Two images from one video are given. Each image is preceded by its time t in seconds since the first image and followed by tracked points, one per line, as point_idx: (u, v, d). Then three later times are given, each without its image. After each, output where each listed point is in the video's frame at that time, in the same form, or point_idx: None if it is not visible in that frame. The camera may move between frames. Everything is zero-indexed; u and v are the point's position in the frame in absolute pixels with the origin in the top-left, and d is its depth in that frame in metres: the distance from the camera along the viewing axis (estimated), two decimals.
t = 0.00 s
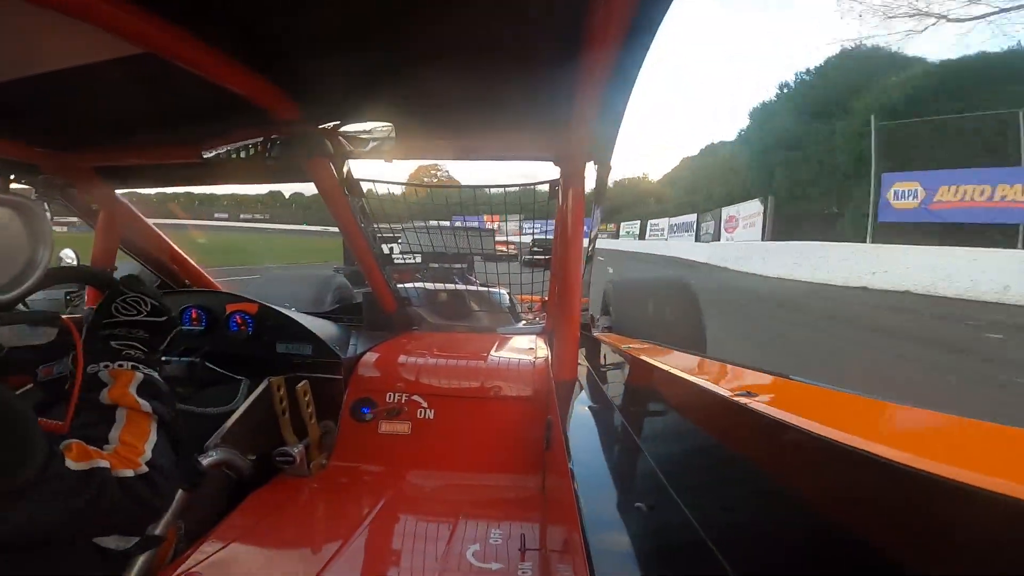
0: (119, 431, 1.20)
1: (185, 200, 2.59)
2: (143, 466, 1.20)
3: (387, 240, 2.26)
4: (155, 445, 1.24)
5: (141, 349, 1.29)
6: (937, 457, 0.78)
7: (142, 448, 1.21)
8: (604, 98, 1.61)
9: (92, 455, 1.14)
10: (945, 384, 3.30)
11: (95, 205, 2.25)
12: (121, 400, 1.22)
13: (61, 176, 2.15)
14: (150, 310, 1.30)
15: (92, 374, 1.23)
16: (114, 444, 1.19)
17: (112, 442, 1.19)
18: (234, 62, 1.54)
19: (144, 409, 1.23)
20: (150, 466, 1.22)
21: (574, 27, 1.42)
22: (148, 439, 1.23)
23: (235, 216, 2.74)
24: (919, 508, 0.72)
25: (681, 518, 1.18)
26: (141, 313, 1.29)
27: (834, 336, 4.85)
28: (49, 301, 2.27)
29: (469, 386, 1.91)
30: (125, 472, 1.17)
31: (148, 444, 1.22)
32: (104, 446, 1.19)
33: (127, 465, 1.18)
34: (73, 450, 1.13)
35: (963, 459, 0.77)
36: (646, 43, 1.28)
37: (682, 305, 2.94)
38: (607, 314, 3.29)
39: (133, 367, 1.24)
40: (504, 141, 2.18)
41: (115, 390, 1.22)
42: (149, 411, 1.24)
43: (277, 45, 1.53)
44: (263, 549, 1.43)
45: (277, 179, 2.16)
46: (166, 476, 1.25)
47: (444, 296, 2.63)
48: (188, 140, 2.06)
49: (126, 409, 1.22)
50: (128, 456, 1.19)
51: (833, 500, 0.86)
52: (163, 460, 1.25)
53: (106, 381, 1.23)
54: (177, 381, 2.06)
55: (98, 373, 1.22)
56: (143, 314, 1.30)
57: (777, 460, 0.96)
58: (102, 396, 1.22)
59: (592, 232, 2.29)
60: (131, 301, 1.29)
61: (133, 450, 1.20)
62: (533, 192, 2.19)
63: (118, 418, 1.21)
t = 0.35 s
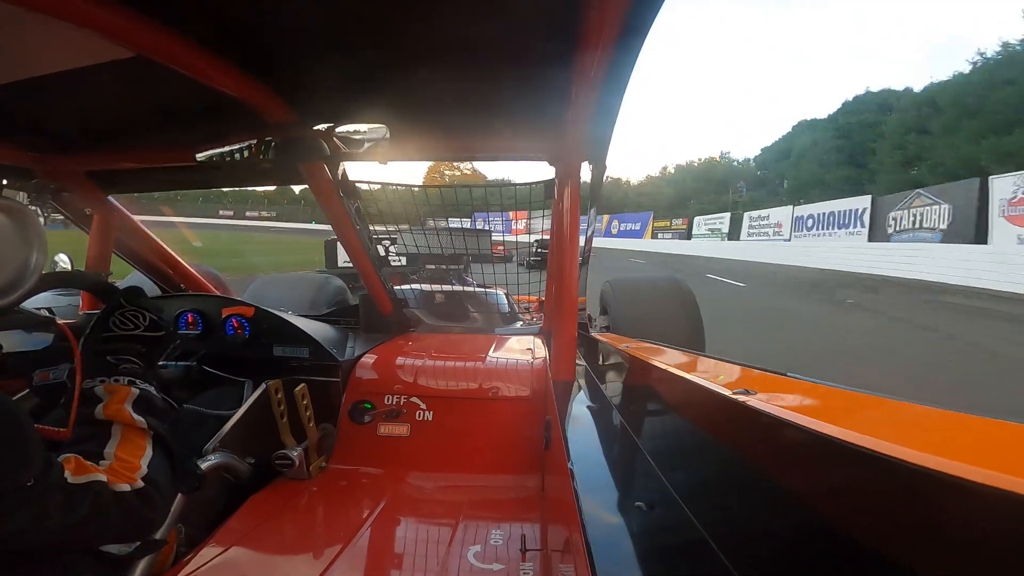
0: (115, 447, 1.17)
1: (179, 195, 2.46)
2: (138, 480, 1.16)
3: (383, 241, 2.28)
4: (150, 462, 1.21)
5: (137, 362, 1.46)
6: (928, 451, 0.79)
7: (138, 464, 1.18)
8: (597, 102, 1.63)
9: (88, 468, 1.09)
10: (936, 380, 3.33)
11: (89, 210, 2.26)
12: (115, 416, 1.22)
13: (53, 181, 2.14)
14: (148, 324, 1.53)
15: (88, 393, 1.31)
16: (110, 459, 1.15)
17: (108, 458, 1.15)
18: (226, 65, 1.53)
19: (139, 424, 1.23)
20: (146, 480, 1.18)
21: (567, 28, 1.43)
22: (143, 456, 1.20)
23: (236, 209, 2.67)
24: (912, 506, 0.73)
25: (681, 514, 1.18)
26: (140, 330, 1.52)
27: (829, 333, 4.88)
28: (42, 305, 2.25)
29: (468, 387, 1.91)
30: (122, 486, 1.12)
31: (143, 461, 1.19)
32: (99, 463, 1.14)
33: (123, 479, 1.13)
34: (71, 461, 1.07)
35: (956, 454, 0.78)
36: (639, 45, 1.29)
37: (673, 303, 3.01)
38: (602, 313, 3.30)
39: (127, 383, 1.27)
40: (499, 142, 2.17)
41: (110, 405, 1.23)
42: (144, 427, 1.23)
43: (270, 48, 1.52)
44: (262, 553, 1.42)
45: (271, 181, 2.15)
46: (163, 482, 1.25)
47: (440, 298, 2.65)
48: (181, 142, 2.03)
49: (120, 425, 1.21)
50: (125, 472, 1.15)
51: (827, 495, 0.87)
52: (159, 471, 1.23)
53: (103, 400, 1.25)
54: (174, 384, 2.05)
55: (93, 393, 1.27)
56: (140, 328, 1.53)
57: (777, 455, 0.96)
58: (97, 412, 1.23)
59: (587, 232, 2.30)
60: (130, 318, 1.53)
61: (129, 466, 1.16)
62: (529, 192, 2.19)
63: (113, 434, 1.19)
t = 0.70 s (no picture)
0: (117, 439, 1.21)
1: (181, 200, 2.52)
2: (144, 473, 1.19)
3: (389, 246, 2.29)
4: (152, 453, 1.25)
5: (138, 354, 1.36)
6: (937, 451, 0.78)
7: (141, 457, 1.21)
8: (601, 105, 1.63)
9: (93, 463, 1.12)
10: (944, 382, 3.31)
11: (98, 216, 2.29)
12: (115, 410, 1.24)
13: (61, 187, 2.17)
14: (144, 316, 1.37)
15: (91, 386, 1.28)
16: (114, 452, 1.19)
17: (112, 450, 1.19)
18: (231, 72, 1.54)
19: (139, 417, 1.26)
20: (151, 472, 1.21)
21: (570, 31, 1.43)
22: (145, 447, 1.24)
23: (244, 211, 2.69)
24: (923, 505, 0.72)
25: (689, 516, 1.18)
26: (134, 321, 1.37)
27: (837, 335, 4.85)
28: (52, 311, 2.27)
29: (474, 391, 1.91)
30: (128, 478, 1.15)
31: (146, 454, 1.23)
32: (104, 455, 1.18)
33: (128, 472, 1.16)
34: (74, 459, 1.11)
35: (966, 453, 0.77)
36: (641, 48, 1.29)
37: (680, 306, 3.00)
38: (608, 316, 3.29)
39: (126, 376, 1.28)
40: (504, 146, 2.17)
41: (109, 399, 1.25)
42: (144, 419, 1.26)
43: (275, 55, 1.54)
44: (270, 557, 1.43)
45: (277, 187, 2.16)
46: (171, 486, 1.26)
47: (446, 302, 2.67)
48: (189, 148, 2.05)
49: (121, 419, 1.24)
50: (129, 464, 1.18)
51: (835, 495, 0.86)
52: (164, 466, 1.26)
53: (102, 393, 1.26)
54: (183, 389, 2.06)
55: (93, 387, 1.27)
56: (137, 320, 1.38)
57: (786, 456, 0.95)
58: (96, 406, 1.24)
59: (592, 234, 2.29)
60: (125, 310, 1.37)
61: (133, 458, 1.20)
62: (534, 195, 2.19)
63: (115, 427, 1.23)
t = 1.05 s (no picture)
0: (109, 425, 1.27)
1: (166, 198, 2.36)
2: (137, 457, 1.26)
3: (374, 244, 2.28)
4: (144, 438, 1.31)
5: (122, 343, 1.42)
6: (919, 444, 0.81)
7: (133, 441, 1.28)
8: (587, 103, 1.64)
9: (83, 451, 1.20)
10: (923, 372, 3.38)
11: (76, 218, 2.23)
12: (103, 396, 1.30)
13: (38, 189, 2.11)
14: (123, 304, 1.45)
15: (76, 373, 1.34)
16: (106, 438, 1.25)
17: (104, 437, 1.25)
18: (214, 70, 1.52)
19: (129, 404, 1.31)
20: (144, 456, 1.28)
21: (556, 31, 1.44)
22: (137, 433, 1.30)
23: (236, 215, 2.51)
24: (907, 497, 0.74)
25: (679, 510, 1.19)
26: (112, 308, 1.44)
27: (819, 327, 4.93)
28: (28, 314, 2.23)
29: (463, 389, 1.91)
30: (122, 463, 1.22)
31: (138, 437, 1.29)
32: (96, 442, 1.24)
33: (122, 457, 1.24)
34: (63, 450, 1.19)
35: (947, 445, 0.79)
36: (626, 46, 1.30)
37: (664, 301, 3.03)
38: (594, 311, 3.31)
39: (112, 364, 1.33)
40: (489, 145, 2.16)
41: (97, 386, 1.30)
42: (133, 405, 1.31)
43: (259, 53, 1.52)
44: (262, 560, 1.41)
45: (259, 186, 2.14)
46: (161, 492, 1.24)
47: (434, 301, 2.66)
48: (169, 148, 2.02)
49: (110, 405, 1.30)
50: (122, 449, 1.25)
51: (822, 487, 0.88)
52: (156, 450, 1.32)
53: (89, 382, 1.31)
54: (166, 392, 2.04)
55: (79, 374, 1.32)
56: (116, 308, 1.44)
57: (773, 451, 0.98)
58: (86, 394, 1.30)
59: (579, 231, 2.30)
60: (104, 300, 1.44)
61: (126, 444, 1.26)
62: (520, 192, 2.19)
63: (105, 414, 1.28)
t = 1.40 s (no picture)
0: (93, 404, 1.23)
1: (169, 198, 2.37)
2: (123, 434, 1.24)
3: (367, 240, 2.26)
4: (130, 416, 1.28)
5: (104, 323, 1.29)
6: (912, 444, 0.81)
7: (119, 419, 1.25)
8: (582, 99, 1.63)
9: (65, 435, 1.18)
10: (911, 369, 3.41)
11: (64, 211, 2.21)
12: (86, 374, 1.24)
13: (26, 182, 2.09)
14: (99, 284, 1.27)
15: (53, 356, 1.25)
16: (91, 418, 1.22)
17: (88, 415, 1.22)
18: (205, 64, 1.51)
19: (111, 382, 1.26)
20: (131, 436, 1.26)
21: (549, 26, 1.43)
22: (122, 410, 1.26)
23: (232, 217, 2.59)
24: (899, 495, 0.74)
25: (672, 508, 1.20)
26: (88, 291, 1.27)
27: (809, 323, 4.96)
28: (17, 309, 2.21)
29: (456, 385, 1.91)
30: (106, 441, 1.21)
31: (124, 414, 1.26)
32: (81, 421, 1.22)
33: (108, 435, 1.22)
34: (47, 433, 1.17)
35: (938, 445, 0.80)
36: (621, 43, 1.30)
37: (657, 297, 3.04)
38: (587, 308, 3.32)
39: (92, 343, 1.25)
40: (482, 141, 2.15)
41: (77, 367, 1.23)
42: (116, 383, 1.26)
43: (250, 47, 1.51)
44: (254, 557, 1.41)
45: (251, 181, 2.12)
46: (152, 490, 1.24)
47: (427, 296, 2.66)
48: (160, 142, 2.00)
49: (94, 385, 1.24)
50: (107, 426, 1.23)
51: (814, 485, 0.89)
52: (143, 430, 1.30)
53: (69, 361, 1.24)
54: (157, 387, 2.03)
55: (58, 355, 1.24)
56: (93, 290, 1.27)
57: (763, 449, 0.99)
58: (67, 373, 1.24)
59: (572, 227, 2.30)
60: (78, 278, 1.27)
61: (111, 421, 1.24)
62: (514, 188, 2.18)
63: (89, 393, 1.23)
